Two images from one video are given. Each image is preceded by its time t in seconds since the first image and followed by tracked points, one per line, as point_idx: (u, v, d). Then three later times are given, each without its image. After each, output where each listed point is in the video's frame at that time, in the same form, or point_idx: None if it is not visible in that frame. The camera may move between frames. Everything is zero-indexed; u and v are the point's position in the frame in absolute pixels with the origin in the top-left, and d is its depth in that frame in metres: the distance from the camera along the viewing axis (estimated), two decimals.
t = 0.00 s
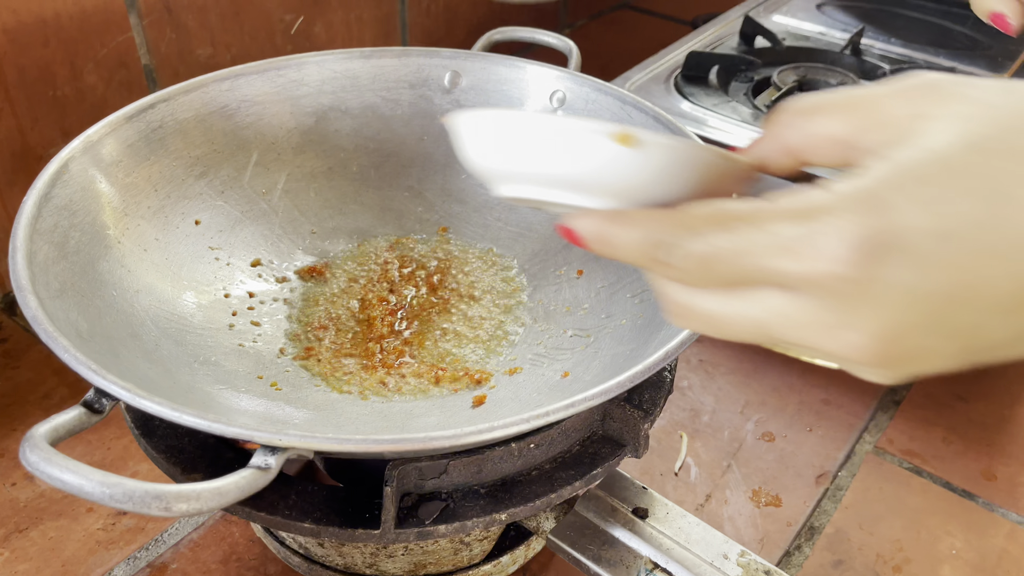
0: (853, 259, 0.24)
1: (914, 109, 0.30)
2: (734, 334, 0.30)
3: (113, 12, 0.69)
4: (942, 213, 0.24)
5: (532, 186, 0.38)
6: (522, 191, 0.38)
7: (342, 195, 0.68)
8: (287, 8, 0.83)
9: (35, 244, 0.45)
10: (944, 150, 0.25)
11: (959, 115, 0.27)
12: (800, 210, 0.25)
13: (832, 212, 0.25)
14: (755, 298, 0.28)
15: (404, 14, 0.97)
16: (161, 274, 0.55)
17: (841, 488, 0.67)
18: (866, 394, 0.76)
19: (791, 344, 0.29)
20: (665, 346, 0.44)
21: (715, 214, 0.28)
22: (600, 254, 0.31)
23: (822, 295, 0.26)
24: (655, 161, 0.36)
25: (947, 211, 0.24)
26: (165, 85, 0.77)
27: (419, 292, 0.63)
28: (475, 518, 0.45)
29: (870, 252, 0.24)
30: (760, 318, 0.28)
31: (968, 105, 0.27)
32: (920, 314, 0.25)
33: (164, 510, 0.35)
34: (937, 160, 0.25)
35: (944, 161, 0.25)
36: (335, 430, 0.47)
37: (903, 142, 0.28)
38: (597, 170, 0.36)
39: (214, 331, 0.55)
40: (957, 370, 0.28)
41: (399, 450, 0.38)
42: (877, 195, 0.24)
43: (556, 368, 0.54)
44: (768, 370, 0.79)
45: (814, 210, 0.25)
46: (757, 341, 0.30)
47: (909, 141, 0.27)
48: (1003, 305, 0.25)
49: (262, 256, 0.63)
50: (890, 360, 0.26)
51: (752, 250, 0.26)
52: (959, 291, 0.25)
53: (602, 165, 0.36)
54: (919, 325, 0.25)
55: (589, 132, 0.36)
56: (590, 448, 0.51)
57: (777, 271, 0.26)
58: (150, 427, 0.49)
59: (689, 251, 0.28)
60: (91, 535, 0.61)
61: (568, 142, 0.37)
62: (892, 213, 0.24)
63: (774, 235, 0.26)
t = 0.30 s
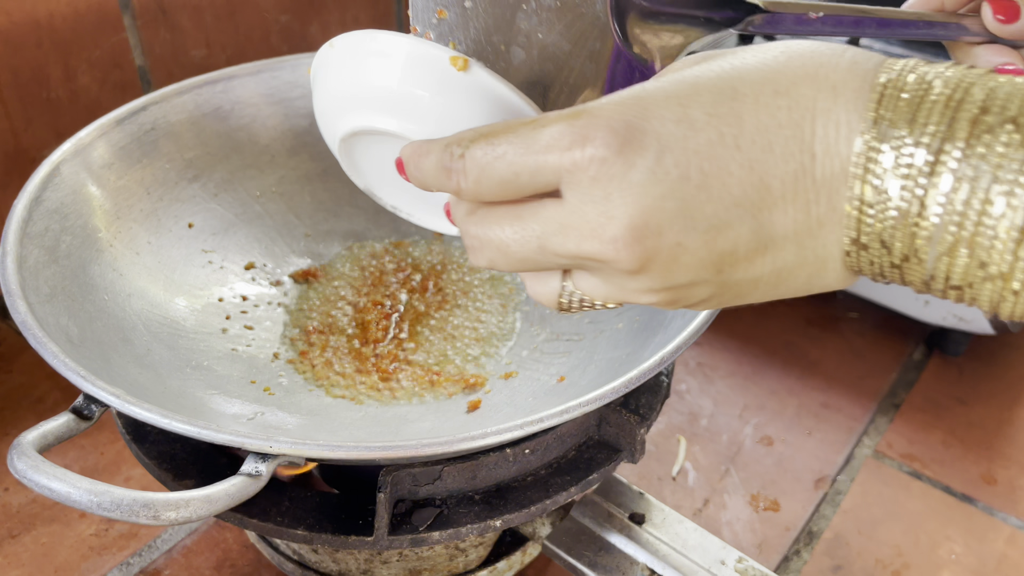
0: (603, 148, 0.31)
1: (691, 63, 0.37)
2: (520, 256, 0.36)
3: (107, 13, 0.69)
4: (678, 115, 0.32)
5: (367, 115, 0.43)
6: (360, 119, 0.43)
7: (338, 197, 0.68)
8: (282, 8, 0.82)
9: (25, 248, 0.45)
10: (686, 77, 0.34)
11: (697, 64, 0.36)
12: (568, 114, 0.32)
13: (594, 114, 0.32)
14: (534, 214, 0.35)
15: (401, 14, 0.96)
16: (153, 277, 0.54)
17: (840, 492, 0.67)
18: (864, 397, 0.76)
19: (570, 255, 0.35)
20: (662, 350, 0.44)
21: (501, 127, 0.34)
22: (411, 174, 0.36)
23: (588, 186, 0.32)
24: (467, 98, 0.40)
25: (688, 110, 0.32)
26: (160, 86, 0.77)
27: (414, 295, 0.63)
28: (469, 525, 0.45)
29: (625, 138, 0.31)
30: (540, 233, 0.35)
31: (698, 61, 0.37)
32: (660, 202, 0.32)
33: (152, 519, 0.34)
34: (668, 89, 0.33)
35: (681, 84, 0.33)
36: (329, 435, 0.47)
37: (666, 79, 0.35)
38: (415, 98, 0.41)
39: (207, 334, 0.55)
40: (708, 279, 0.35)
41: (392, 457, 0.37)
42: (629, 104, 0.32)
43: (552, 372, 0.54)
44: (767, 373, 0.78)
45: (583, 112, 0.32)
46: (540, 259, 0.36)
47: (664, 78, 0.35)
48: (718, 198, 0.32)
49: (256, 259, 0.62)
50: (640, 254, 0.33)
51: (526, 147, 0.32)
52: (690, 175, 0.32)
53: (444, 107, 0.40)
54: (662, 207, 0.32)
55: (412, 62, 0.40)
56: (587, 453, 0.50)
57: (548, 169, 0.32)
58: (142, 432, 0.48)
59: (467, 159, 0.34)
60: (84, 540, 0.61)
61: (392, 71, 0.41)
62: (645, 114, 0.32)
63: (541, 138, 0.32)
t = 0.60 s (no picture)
0: (587, 176, 0.34)
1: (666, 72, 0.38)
2: (519, 270, 0.40)
3: (110, 16, 0.69)
4: (658, 141, 0.34)
5: (359, 139, 0.41)
6: (351, 144, 0.41)
7: (342, 200, 0.68)
8: (285, 11, 0.82)
9: (31, 252, 0.45)
10: (663, 94, 0.35)
11: (674, 76, 0.37)
12: (552, 140, 0.34)
13: (577, 141, 0.34)
14: (529, 231, 0.38)
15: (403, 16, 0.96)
16: (159, 281, 0.54)
17: (845, 494, 0.67)
18: (869, 400, 0.76)
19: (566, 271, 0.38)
20: (669, 353, 0.43)
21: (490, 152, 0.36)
22: (416, 197, 0.38)
23: (577, 213, 0.35)
24: (459, 118, 0.37)
25: (667, 135, 0.34)
26: (163, 89, 0.77)
27: (419, 298, 0.63)
28: (476, 528, 0.45)
29: (607, 165, 0.33)
30: (536, 250, 0.38)
31: (674, 68, 0.38)
32: (645, 226, 0.35)
33: (163, 523, 0.34)
34: (646, 110, 0.34)
35: (657, 103, 0.34)
36: (336, 438, 0.47)
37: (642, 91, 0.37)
38: (404, 121, 0.38)
39: (213, 338, 0.54)
40: (696, 287, 0.38)
41: (401, 460, 0.37)
42: (609, 127, 0.34)
43: (559, 375, 0.54)
44: (771, 376, 0.78)
45: (566, 139, 0.34)
46: (537, 274, 0.39)
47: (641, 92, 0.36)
48: (700, 218, 0.35)
49: (260, 262, 0.62)
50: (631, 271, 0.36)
51: (516, 175, 0.35)
52: (672, 201, 0.34)
53: (437, 128, 0.38)
54: (647, 230, 0.35)
55: (396, 85, 0.37)
56: (593, 456, 0.50)
57: (539, 195, 0.35)
58: (148, 436, 0.48)
59: (463, 191, 0.36)
60: (89, 544, 0.61)
61: (375, 92, 0.38)
62: (625, 140, 0.34)
63: (530, 165, 0.34)
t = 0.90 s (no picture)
0: (585, 200, 0.34)
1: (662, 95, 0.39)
2: (518, 290, 0.40)
3: (109, 16, 0.69)
4: (655, 164, 0.34)
5: (352, 155, 0.41)
6: (344, 159, 0.42)
7: (341, 199, 0.68)
8: (284, 10, 0.82)
9: (30, 250, 0.45)
10: (658, 116, 0.35)
11: (671, 98, 0.37)
12: (549, 162, 0.34)
13: (574, 163, 0.34)
14: (526, 252, 0.38)
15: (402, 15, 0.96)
16: (158, 280, 0.54)
17: (845, 494, 0.67)
18: (868, 399, 0.76)
19: (564, 290, 0.38)
20: (668, 351, 0.43)
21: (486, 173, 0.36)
22: (410, 213, 0.39)
23: (575, 235, 0.35)
24: (451, 133, 0.38)
25: (664, 158, 0.34)
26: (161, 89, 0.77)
27: (418, 298, 0.63)
28: (476, 527, 0.45)
29: (605, 189, 0.34)
30: (533, 271, 0.38)
31: (671, 91, 0.39)
32: (644, 248, 0.35)
33: (162, 521, 0.34)
34: (643, 132, 0.35)
35: (653, 125, 0.35)
36: (335, 437, 0.47)
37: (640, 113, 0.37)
38: (396, 138, 0.39)
39: (212, 337, 0.54)
40: (694, 307, 0.38)
41: (400, 458, 0.37)
42: (606, 150, 0.34)
43: (558, 374, 0.54)
44: (771, 375, 0.78)
45: (564, 162, 0.34)
46: (535, 293, 0.39)
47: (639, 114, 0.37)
48: (698, 240, 0.35)
49: (259, 261, 0.62)
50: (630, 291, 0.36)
51: (513, 198, 0.35)
52: (671, 223, 0.34)
53: (429, 143, 0.38)
54: (646, 252, 0.35)
55: (387, 102, 0.38)
56: (593, 454, 0.50)
57: (537, 217, 0.35)
58: (147, 435, 0.48)
59: (460, 212, 0.36)
60: (88, 545, 0.61)
61: (367, 109, 0.38)
62: (623, 163, 0.34)
63: (527, 187, 0.34)
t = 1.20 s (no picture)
0: (572, 186, 0.34)
1: (653, 82, 0.38)
2: (501, 275, 0.40)
3: (105, 19, 0.69)
4: (644, 152, 0.34)
5: (349, 125, 0.41)
6: (340, 128, 0.41)
7: (338, 203, 0.68)
8: (281, 13, 0.82)
9: (25, 255, 0.45)
10: (650, 104, 0.35)
11: (663, 86, 0.37)
12: (538, 147, 0.34)
13: (564, 148, 0.34)
14: (511, 238, 0.38)
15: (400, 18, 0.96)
16: (153, 284, 0.54)
17: (841, 496, 0.67)
18: (865, 401, 0.76)
19: (547, 278, 0.38)
20: (661, 356, 0.44)
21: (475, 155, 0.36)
22: (399, 189, 0.39)
23: (560, 221, 0.35)
24: (452, 113, 0.37)
25: (653, 145, 0.34)
26: (158, 92, 0.77)
27: (413, 301, 0.63)
28: (470, 531, 0.45)
29: (592, 175, 0.34)
30: (516, 257, 0.38)
31: (662, 78, 0.38)
32: (628, 236, 0.35)
33: (155, 526, 0.34)
34: (633, 121, 0.34)
35: (644, 113, 0.35)
36: (329, 441, 0.47)
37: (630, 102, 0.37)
38: (395, 113, 0.38)
39: (207, 340, 0.54)
40: (676, 298, 0.38)
41: (394, 463, 0.37)
42: (596, 136, 0.34)
43: (554, 377, 0.54)
44: (767, 377, 0.78)
45: (552, 146, 0.34)
46: (517, 279, 0.40)
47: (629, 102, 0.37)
48: (683, 230, 0.35)
49: (255, 264, 0.62)
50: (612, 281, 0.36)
51: (500, 180, 0.35)
52: (656, 212, 0.34)
53: (428, 121, 0.38)
54: (631, 241, 0.35)
55: (390, 74, 0.37)
56: (588, 458, 0.50)
57: (523, 200, 0.35)
58: (142, 439, 0.48)
59: (448, 191, 0.36)
60: (84, 548, 0.61)
61: (368, 80, 0.38)
62: (611, 152, 0.34)
63: (514, 170, 0.34)
